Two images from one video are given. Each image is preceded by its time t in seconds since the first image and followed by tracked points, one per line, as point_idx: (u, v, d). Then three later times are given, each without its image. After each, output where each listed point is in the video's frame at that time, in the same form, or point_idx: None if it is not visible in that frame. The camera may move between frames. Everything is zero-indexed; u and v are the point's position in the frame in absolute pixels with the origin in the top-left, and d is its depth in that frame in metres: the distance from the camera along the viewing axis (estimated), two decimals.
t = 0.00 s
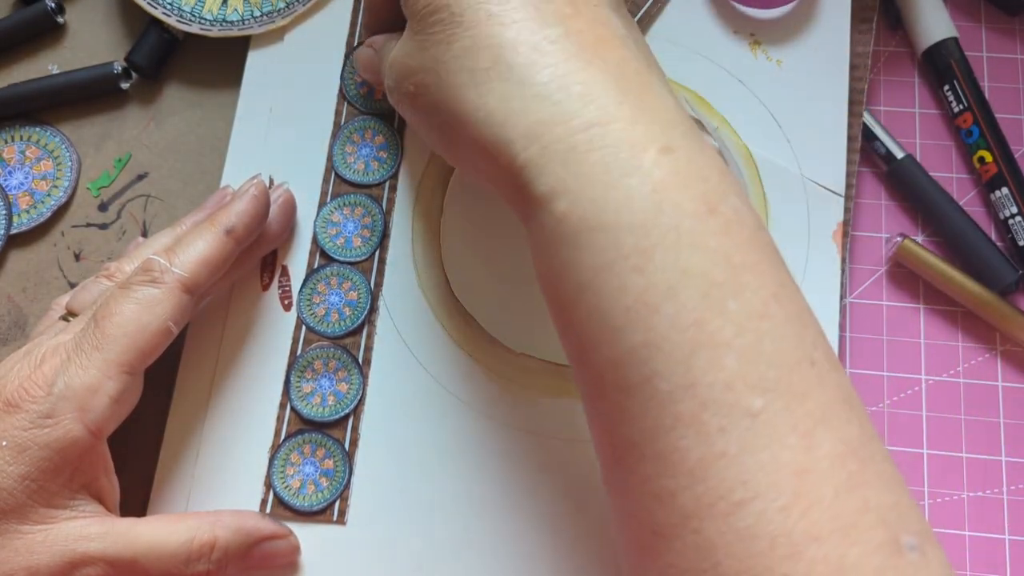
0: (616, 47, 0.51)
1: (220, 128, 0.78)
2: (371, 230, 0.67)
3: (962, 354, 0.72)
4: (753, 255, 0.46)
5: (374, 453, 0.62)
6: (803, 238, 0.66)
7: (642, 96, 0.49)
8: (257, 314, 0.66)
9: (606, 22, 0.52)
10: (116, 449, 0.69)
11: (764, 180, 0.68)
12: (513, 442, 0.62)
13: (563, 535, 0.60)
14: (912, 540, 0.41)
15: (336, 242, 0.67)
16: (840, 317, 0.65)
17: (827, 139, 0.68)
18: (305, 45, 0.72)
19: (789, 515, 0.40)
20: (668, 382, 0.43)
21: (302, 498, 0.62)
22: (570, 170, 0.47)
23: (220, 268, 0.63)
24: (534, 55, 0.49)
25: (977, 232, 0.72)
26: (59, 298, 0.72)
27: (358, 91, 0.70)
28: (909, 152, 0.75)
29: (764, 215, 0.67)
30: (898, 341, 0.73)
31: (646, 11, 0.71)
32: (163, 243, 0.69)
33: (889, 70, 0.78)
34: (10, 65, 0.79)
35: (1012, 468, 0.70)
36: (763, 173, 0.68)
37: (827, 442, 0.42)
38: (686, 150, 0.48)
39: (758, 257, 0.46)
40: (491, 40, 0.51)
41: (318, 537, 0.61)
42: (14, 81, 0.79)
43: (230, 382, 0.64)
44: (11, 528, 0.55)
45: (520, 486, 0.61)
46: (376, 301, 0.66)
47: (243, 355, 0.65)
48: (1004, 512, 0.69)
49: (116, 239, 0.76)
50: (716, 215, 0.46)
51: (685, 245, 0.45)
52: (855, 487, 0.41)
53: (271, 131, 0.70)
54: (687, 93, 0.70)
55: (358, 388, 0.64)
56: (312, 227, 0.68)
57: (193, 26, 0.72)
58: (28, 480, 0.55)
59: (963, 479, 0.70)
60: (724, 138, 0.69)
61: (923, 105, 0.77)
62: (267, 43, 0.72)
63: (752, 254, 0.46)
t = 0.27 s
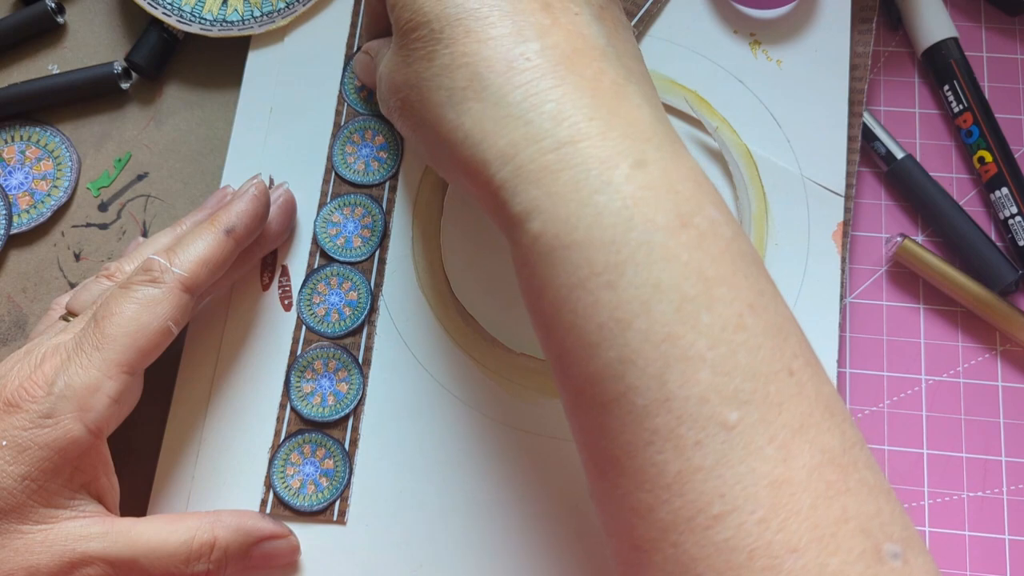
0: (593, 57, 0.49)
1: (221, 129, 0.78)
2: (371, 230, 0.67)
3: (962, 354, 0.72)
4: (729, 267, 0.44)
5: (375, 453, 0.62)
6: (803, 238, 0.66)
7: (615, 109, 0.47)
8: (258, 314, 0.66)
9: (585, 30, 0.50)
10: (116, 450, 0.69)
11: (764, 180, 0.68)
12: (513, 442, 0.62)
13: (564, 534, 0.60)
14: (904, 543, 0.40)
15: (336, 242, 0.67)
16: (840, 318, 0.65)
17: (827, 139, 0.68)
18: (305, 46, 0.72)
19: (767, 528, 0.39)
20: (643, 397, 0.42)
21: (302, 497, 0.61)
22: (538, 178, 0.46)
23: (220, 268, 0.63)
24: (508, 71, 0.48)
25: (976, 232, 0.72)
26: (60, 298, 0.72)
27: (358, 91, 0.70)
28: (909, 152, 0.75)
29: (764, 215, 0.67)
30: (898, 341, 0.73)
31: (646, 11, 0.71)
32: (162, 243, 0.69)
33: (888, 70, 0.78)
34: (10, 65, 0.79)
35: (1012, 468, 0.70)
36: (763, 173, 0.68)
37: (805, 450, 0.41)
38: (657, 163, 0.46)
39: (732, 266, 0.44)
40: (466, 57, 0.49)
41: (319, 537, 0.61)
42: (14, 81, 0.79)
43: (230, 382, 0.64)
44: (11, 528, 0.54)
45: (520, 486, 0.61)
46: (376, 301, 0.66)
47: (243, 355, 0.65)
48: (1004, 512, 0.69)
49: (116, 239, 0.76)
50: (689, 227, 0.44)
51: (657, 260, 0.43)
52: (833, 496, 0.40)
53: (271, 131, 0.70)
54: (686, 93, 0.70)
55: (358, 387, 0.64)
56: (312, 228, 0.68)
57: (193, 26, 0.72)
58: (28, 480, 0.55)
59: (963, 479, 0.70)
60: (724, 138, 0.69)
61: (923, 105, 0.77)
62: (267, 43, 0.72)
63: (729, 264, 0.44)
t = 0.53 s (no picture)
0: (577, 70, 0.49)
1: (221, 129, 0.78)
2: (371, 230, 0.67)
3: (962, 354, 0.72)
4: (713, 280, 0.43)
5: (375, 454, 0.62)
6: (803, 238, 0.66)
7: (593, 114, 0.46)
8: (257, 314, 0.66)
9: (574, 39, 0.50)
10: (116, 450, 0.69)
11: (764, 180, 0.68)
12: (512, 442, 0.62)
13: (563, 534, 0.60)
14: (890, 553, 0.40)
15: (336, 242, 0.67)
16: (840, 318, 0.65)
17: (827, 139, 0.68)
18: (305, 46, 0.72)
19: (747, 543, 0.39)
20: (622, 413, 0.41)
21: (302, 498, 0.61)
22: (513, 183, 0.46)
23: (220, 267, 0.63)
24: (493, 86, 0.48)
25: (976, 232, 0.72)
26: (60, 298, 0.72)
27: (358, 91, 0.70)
28: (909, 152, 0.75)
29: (764, 214, 0.67)
30: (898, 341, 0.73)
31: (646, 11, 0.71)
32: (162, 243, 0.69)
33: (889, 70, 0.78)
34: (10, 65, 0.79)
35: (1012, 468, 0.70)
36: (763, 173, 0.68)
37: (784, 463, 0.40)
38: (638, 179, 0.45)
39: (706, 276, 0.43)
40: (452, 74, 0.50)
41: (319, 537, 0.61)
42: (14, 81, 0.79)
43: (230, 382, 0.64)
44: (11, 528, 0.55)
45: (520, 486, 0.61)
46: (376, 301, 0.66)
47: (242, 356, 0.65)
48: (1005, 512, 0.69)
49: (116, 239, 0.76)
50: (668, 239, 0.43)
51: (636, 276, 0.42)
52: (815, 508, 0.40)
53: (271, 132, 0.70)
54: (686, 93, 0.70)
55: (359, 387, 0.64)
56: (312, 228, 0.68)
57: (192, 25, 0.72)
58: (28, 480, 0.55)
59: (963, 479, 0.70)
60: (724, 137, 0.69)
61: (923, 105, 0.77)
62: (267, 43, 0.72)
63: (713, 278, 0.44)
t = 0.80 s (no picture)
0: (788, 74, 0.37)
1: (220, 129, 0.78)
2: (371, 230, 0.67)
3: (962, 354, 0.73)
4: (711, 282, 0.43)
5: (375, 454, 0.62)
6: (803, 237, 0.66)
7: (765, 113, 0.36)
8: (257, 314, 0.66)
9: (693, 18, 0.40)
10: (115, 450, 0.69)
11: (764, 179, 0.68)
12: (512, 442, 0.62)
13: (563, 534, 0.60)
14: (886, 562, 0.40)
15: (336, 242, 0.67)
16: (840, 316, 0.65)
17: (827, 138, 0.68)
18: (305, 46, 0.72)
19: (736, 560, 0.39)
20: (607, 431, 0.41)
21: (302, 498, 0.61)
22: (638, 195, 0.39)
23: (220, 267, 0.63)
24: (682, 102, 0.38)
25: (977, 232, 0.72)
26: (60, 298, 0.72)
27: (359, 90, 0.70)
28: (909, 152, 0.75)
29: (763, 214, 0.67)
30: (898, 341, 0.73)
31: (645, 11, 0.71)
32: (162, 244, 0.69)
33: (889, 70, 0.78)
34: (10, 66, 0.79)
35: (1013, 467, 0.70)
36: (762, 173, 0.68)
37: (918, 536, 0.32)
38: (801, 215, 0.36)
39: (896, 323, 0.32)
40: (640, 80, 0.40)
41: (319, 537, 0.61)
42: (15, 81, 0.79)
43: (230, 382, 0.64)
44: (11, 528, 0.55)
45: (519, 486, 0.61)
46: (376, 301, 0.66)
47: (242, 355, 0.65)
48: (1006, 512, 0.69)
49: (116, 239, 0.76)
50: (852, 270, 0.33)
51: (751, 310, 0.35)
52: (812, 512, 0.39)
53: (271, 131, 0.70)
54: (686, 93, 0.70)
55: (358, 387, 0.64)
56: (312, 227, 0.68)
57: (193, 26, 0.72)
58: (28, 480, 0.55)
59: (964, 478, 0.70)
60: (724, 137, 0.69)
61: (923, 105, 0.77)
62: (267, 43, 0.72)
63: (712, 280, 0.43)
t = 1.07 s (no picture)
0: (847, 181, 0.43)
1: (220, 129, 0.78)
2: (370, 231, 0.67)
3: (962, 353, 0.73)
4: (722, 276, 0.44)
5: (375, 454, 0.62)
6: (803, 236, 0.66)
7: (835, 208, 0.42)
8: (256, 314, 0.66)
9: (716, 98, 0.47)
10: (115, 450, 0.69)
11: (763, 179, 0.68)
12: (512, 441, 0.62)
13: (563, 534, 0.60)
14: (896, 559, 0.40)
15: (336, 242, 0.67)
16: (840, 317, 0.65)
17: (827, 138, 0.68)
18: (305, 46, 0.72)
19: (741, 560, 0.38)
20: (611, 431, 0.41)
21: (302, 498, 0.62)
22: (721, 281, 0.44)
23: (220, 267, 0.63)
24: (760, 200, 0.43)
25: (977, 233, 0.71)
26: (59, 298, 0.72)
27: (359, 90, 0.70)
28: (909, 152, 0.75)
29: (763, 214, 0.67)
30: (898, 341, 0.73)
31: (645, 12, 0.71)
32: (161, 243, 0.69)
33: (889, 70, 0.78)
34: (10, 65, 0.79)
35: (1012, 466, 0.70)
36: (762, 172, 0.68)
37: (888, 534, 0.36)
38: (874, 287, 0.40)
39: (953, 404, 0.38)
40: (709, 179, 0.45)
41: (319, 537, 0.61)
42: (14, 80, 0.79)
43: (229, 382, 0.64)
44: (11, 527, 0.54)
45: (519, 486, 0.61)
46: (376, 301, 0.66)
47: (241, 355, 0.65)
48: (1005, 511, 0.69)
49: (116, 239, 0.76)
50: (915, 348, 0.39)
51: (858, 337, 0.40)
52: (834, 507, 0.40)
53: (271, 131, 0.70)
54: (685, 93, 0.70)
55: (358, 387, 0.64)
56: (312, 228, 0.68)
57: (192, 25, 0.72)
58: (28, 480, 0.55)
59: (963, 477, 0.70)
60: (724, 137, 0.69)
61: (923, 105, 0.77)
62: (267, 43, 0.72)
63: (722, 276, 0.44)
